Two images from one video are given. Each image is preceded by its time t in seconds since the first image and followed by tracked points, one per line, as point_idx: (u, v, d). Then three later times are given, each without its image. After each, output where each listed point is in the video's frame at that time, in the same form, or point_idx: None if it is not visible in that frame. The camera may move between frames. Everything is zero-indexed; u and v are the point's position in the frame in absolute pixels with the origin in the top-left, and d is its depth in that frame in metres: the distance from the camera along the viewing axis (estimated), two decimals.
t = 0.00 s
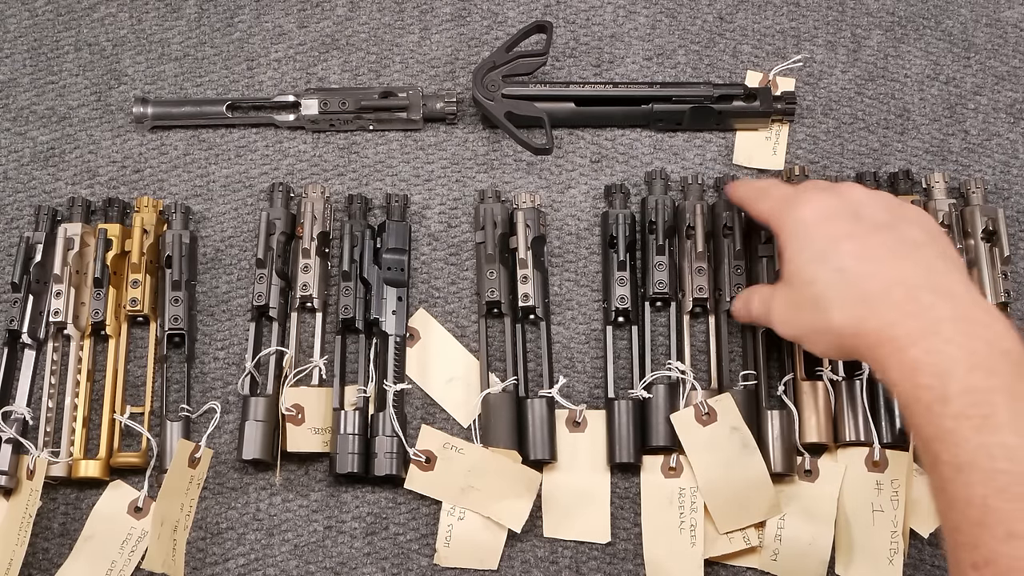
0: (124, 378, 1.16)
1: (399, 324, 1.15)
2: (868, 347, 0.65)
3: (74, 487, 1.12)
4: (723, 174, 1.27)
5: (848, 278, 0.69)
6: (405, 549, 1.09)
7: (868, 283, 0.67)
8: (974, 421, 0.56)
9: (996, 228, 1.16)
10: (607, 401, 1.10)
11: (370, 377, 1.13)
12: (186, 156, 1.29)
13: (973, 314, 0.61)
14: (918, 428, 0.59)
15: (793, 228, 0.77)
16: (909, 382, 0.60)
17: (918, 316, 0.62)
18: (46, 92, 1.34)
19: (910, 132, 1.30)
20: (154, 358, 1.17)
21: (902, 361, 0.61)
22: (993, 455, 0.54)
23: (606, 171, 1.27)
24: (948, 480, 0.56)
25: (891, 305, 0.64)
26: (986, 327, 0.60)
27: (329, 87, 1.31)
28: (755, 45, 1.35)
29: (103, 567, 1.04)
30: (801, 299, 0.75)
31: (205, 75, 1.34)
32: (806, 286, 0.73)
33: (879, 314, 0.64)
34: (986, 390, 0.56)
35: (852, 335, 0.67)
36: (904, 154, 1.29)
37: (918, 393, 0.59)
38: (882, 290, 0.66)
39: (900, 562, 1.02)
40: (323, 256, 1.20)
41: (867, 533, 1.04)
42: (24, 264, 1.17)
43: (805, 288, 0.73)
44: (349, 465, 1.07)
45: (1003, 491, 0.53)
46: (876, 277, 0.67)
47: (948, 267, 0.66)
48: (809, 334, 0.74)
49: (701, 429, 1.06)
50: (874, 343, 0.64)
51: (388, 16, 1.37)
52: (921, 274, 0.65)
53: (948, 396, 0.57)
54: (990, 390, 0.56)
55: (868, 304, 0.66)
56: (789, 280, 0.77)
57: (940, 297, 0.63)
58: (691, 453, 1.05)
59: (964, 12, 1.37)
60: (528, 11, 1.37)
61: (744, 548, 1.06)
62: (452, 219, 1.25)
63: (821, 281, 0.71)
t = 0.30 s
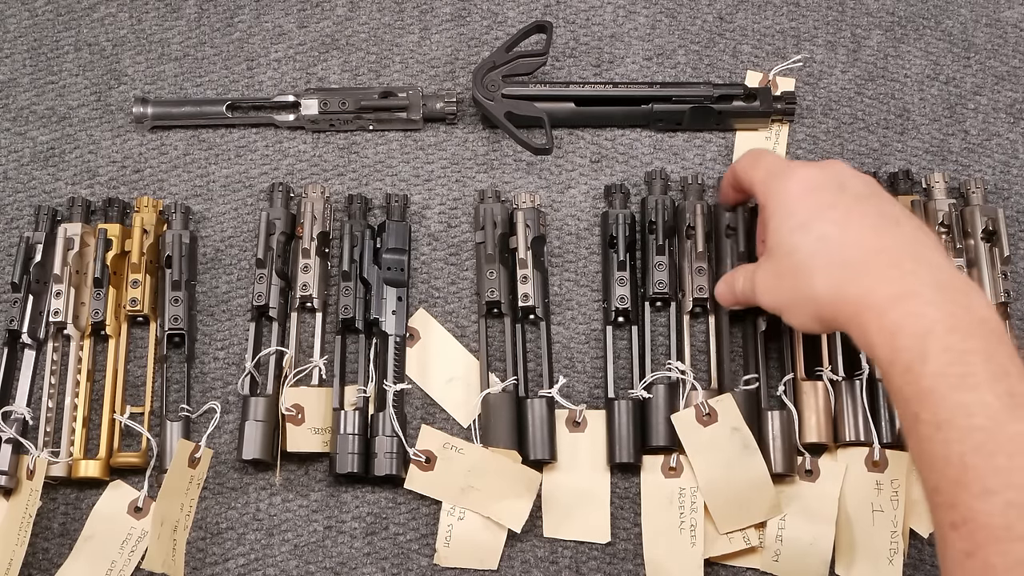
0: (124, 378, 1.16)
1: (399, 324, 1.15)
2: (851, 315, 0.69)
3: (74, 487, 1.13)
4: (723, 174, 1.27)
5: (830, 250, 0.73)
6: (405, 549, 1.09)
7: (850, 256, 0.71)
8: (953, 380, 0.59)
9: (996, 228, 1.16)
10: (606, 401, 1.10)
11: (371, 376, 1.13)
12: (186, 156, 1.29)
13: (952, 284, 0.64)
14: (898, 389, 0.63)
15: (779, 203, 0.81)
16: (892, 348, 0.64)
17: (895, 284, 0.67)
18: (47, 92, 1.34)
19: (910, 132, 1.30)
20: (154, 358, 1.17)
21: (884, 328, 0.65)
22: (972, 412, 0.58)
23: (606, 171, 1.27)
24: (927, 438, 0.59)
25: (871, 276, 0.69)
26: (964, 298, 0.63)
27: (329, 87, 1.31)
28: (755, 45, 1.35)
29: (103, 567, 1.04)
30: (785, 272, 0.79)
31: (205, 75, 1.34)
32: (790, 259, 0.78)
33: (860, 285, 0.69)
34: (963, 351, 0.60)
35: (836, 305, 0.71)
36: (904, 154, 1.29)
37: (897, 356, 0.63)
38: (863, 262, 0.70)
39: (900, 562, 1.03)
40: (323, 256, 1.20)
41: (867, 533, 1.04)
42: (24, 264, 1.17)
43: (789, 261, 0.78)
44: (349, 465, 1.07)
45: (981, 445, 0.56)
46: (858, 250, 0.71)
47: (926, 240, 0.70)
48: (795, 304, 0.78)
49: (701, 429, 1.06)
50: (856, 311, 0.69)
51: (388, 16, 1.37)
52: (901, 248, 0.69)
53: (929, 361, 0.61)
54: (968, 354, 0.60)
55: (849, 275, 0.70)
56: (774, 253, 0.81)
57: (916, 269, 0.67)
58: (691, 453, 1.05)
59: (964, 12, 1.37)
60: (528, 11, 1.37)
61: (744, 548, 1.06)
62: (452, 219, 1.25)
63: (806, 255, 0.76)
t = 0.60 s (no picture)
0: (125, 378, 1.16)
1: (399, 324, 1.15)
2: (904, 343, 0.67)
3: (74, 487, 1.12)
4: (722, 174, 1.27)
5: (899, 270, 0.69)
6: (405, 549, 1.09)
7: (919, 280, 0.68)
8: (1012, 422, 0.59)
9: (996, 228, 1.16)
10: (607, 401, 1.10)
11: (370, 376, 1.13)
12: (186, 156, 1.29)
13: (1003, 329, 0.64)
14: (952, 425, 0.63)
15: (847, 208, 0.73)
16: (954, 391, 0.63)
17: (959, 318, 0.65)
18: (47, 92, 1.34)
19: (911, 132, 1.30)
20: (154, 358, 1.17)
21: (945, 366, 0.64)
22: None
23: (606, 171, 1.27)
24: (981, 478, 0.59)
25: (941, 309, 0.66)
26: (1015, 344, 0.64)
27: (329, 87, 1.31)
28: (755, 45, 1.35)
29: (103, 567, 1.04)
30: (842, 280, 0.74)
31: (205, 75, 1.34)
32: (852, 270, 0.73)
33: (926, 314, 0.66)
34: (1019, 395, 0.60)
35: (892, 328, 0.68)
36: (904, 154, 1.29)
37: (959, 393, 0.62)
38: (932, 290, 0.67)
39: (901, 562, 1.02)
40: (323, 256, 1.20)
41: (868, 534, 1.03)
42: (24, 264, 1.17)
43: (849, 271, 0.73)
44: (349, 465, 1.07)
45: None
46: (932, 279, 0.67)
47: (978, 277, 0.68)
48: (842, 312, 0.75)
49: (702, 432, 1.06)
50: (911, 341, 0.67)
51: (388, 16, 1.37)
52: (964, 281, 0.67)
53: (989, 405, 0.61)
54: None
55: (918, 304, 0.67)
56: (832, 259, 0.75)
57: (985, 309, 0.65)
58: (691, 455, 1.05)
59: (964, 12, 1.37)
60: (528, 11, 1.37)
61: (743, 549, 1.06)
62: (452, 219, 1.25)
63: (870, 269, 0.71)
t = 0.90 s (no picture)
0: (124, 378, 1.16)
1: (399, 324, 1.15)
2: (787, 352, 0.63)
3: (74, 487, 1.12)
4: (722, 174, 1.27)
5: (794, 276, 0.64)
6: (405, 549, 1.09)
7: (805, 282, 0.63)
8: (901, 426, 0.55)
9: (995, 228, 1.16)
10: (607, 401, 1.10)
11: (370, 377, 1.13)
12: (186, 156, 1.29)
13: (889, 324, 0.60)
14: (842, 430, 0.58)
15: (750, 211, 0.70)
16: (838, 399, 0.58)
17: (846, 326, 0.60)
18: (47, 92, 1.34)
19: (910, 132, 1.30)
20: (154, 358, 1.17)
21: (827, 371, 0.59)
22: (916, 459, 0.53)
23: (606, 171, 1.27)
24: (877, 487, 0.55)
25: (826, 312, 0.61)
26: (899, 341, 0.59)
27: (330, 87, 1.31)
28: (755, 45, 1.35)
29: (103, 567, 1.04)
30: (741, 280, 0.69)
31: (205, 75, 1.34)
32: (745, 274, 0.68)
33: (807, 319, 0.62)
34: (905, 400, 0.56)
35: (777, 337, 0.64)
36: (904, 154, 1.29)
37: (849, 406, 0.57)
38: (818, 292, 0.62)
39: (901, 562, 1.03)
40: (323, 256, 1.20)
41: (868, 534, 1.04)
42: (25, 264, 1.17)
43: (744, 275, 0.68)
44: (349, 465, 1.07)
45: (936, 490, 0.52)
46: (823, 279, 0.63)
47: (885, 269, 0.64)
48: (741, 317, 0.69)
49: (702, 433, 1.05)
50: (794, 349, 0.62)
51: (388, 16, 1.37)
52: (854, 281, 0.62)
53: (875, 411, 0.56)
54: (923, 405, 0.56)
55: (803, 304, 0.62)
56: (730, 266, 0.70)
57: (875, 315, 0.61)
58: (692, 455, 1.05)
59: (964, 12, 1.37)
60: (528, 11, 1.37)
61: (742, 549, 1.06)
62: (452, 219, 1.25)
63: (757, 274, 0.67)
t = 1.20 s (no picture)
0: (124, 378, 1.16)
1: (399, 324, 1.15)
2: (858, 326, 0.60)
3: (74, 487, 1.12)
4: (722, 174, 1.27)
5: (864, 256, 0.62)
6: (405, 549, 1.09)
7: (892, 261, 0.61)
8: (968, 410, 0.52)
9: (995, 228, 1.16)
10: (607, 401, 1.10)
11: (370, 377, 1.13)
12: (186, 156, 1.29)
13: (967, 311, 0.57)
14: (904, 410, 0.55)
15: (823, 185, 0.68)
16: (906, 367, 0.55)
17: (918, 309, 0.58)
18: (47, 92, 1.34)
19: (910, 132, 1.30)
20: (154, 358, 1.17)
21: (903, 346, 0.56)
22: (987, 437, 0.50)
23: (606, 171, 1.27)
24: (928, 453, 0.52)
25: (897, 295, 0.59)
26: (978, 330, 0.57)
27: (330, 87, 1.31)
28: (755, 45, 1.35)
29: (103, 567, 1.04)
30: (805, 258, 0.66)
31: (205, 75, 1.34)
32: (819, 249, 0.65)
33: (889, 296, 0.59)
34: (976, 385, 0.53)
35: (850, 308, 0.61)
36: (904, 154, 1.29)
37: (912, 384, 0.55)
38: (903, 272, 0.60)
39: (900, 562, 1.03)
40: (323, 256, 1.20)
41: (868, 534, 1.04)
42: (25, 264, 1.17)
43: (817, 251, 0.65)
44: (349, 465, 1.07)
45: (997, 482, 0.49)
46: (893, 263, 0.61)
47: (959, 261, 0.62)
48: (804, 292, 0.66)
49: (705, 430, 1.05)
50: (870, 324, 0.59)
51: (388, 16, 1.37)
52: (931, 267, 0.60)
53: (949, 381, 0.53)
54: (991, 391, 0.52)
55: (871, 284, 0.60)
56: (799, 243, 0.67)
57: (945, 300, 0.58)
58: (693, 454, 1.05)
59: (964, 12, 1.37)
60: (528, 11, 1.37)
61: (742, 549, 1.06)
62: (452, 219, 1.25)
63: (826, 252, 0.64)
